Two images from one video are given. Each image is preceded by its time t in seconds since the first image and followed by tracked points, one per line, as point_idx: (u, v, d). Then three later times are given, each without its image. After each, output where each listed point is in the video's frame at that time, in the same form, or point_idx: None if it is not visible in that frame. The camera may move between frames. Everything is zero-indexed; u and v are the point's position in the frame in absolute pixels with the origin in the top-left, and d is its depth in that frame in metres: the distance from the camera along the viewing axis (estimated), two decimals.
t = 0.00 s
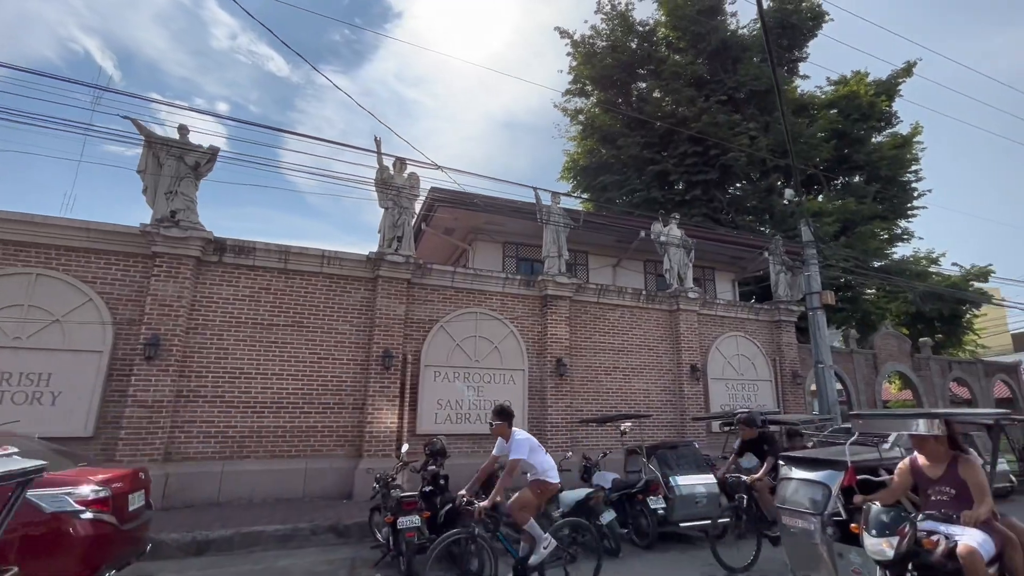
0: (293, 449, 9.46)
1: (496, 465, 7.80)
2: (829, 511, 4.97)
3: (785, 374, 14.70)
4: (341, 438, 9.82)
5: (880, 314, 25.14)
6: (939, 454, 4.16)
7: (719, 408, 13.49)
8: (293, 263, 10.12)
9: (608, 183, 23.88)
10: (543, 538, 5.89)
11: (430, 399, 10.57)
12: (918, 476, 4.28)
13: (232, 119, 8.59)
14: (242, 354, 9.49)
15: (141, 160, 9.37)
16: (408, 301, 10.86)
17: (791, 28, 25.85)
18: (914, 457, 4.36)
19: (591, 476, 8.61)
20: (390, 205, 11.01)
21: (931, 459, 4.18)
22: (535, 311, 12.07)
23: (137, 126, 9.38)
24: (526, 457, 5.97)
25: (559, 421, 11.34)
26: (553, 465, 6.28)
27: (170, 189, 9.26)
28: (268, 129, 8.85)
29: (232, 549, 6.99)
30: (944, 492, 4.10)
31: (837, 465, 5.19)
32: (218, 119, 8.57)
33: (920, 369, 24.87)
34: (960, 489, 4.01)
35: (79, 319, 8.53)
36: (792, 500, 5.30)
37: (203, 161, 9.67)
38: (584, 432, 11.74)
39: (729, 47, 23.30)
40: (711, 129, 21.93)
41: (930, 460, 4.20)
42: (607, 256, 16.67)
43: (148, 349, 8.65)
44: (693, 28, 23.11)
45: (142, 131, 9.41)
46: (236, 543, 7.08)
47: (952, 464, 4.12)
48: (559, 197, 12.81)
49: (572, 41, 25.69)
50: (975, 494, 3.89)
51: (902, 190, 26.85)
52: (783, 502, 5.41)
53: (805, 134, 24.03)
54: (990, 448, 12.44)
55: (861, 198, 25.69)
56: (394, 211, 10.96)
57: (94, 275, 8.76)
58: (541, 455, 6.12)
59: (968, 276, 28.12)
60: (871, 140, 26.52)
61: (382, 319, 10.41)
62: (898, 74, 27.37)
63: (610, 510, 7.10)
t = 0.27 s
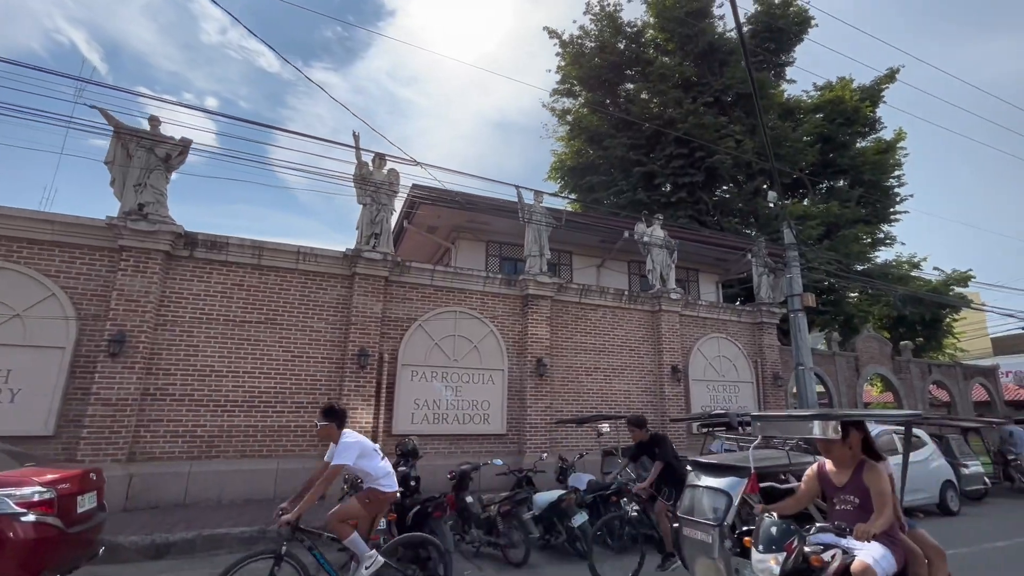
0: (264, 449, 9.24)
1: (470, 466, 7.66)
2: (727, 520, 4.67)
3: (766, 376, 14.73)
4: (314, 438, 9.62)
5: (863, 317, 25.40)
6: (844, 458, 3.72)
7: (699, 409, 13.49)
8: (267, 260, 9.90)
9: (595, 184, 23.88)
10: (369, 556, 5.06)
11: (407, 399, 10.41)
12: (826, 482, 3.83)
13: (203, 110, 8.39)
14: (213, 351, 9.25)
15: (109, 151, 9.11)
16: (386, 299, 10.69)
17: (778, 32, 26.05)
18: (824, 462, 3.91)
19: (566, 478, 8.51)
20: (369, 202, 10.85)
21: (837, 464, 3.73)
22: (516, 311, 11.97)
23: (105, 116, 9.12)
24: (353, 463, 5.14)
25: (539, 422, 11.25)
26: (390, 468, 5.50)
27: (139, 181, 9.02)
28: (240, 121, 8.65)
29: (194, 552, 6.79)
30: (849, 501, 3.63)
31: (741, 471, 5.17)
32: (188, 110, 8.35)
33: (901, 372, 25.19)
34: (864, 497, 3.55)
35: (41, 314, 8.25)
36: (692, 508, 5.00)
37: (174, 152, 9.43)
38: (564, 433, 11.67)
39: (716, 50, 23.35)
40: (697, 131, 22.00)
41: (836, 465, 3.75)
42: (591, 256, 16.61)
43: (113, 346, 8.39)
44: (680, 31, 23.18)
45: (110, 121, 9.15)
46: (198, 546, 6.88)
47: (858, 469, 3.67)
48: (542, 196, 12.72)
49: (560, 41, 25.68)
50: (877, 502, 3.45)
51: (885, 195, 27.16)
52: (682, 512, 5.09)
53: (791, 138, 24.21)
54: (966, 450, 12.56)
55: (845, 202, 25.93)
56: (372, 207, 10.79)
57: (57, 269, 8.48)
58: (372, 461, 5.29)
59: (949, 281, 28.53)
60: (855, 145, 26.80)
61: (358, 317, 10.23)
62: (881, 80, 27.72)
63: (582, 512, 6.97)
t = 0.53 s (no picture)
0: (243, 448, 9.09)
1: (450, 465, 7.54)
2: (614, 534, 4.75)
3: (755, 376, 14.68)
4: (295, 437, 9.48)
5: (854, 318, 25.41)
6: (743, 462, 3.46)
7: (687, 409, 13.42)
8: (248, 256, 9.74)
9: (588, 183, 23.81)
10: None
11: (390, 398, 10.28)
12: (725, 490, 3.55)
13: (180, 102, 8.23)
14: (191, 349, 9.09)
15: (85, 143, 8.95)
16: (369, 296, 10.56)
17: (772, 32, 26.05)
18: (725, 469, 3.65)
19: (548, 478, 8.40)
20: (353, 198, 10.71)
21: (735, 468, 3.46)
22: (502, 309, 11.85)
23: (82, 108, 8.95)
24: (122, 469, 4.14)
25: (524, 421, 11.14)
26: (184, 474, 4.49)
27: (116, 174, 8.86)
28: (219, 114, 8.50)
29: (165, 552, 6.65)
30: (744, 512, 3.33)
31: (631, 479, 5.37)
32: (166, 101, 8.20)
33: (892, 373, 25.23)
34: (758, 505, 3.28)
35: (13, 309, 8.08)
36: (584, 517, 5.04)
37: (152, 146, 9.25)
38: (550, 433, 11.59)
39: (710, 49, 23.26)
40: (689, 131, 21.95)
41: (735, 469, 3.48)
42: (582, 255, 16.51)
43: (86, 343, 8.22)
44: (674, 30, 23.11)
45: (87, 113, 8.98)
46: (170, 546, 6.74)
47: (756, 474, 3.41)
48: (530, 194, 12.59)
49: (554, 40, 25.61)
50: (770, 510, 3.18)
51: (877, 196, 27.20)
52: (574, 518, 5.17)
53: (784, 138, 24.19)
54: (953, 450, 12.55)
55: (838, 202, 25.96)
56: (357, 203, 10.66)
57: (31, 263, 8.31)
58: (144, 469, 4.21)
59: (940, 282, 28.61)
60: (848, 146, 26.84)
61: (341, 315, 10.10)
62: (874, 82, 27.79)
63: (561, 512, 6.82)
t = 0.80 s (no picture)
0: (228, 447, 8.98)
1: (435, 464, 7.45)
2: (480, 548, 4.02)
3: (749, 374, 14.59)
4: (281, 435, 9.37)
5: (851, 316, 25.36)
6: (622, 465, 3.08)
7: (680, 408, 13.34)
8: (234, 252, 9.63)
9: (583, 181, 23.71)
10: None
11: (379, 396, 10.19)
12: (605, 497, 3.19)
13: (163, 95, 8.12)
14: (175, 346, 8.98)
15: (67, 138, 8.82)
16: (358, 293, 10.46)
17: (769, 30, 25.97)
18: (606, 473, 3.29)
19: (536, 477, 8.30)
20: (342, 193, 10.60)
21: (615, 473, 3.09)
22: (493, 307, 11.75)
23: (64, 101, 8.82)
24: None
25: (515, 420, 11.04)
26: None
27: (99, 169, 8.75)
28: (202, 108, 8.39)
29: (144, 552, 6.54)
30: (620, 523, 3.03)
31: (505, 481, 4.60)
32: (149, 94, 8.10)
33: (888, 371, 25.18)
34: (632, 515, 2.94)
35: None
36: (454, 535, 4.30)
37: (136, 140, 9.13)
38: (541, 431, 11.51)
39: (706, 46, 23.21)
40: (685, 128, 21.86)
41: (614, 472, 3.12)
42: (576, 252, 16.40)
43: (68, 340, 8.12)
44: (670, 27, 22.99)
45: (69, 107, 8.86)
46: (150, 546, 6.63)
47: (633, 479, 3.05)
48: (522, 190, 12.49)
49: (550, 37, 25.52)
50: (639, 520, 2.84)
51: (874, 194, 27.12)
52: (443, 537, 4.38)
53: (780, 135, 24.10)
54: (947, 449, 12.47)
55: (835, 200, 25.88)
56: (345, 199, 10.55)
57: (13, 259, 8.21)
58: None
59: (937, 281, 28.52)
60: (845, 144, 26.78)
61: (329, 312, 10.00)
62: (871, 80, 27.77)
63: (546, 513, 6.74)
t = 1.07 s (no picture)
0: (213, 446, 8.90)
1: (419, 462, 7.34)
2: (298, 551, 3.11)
3: (744, 372, 14.45)
4: (267, 434, 9.28)
5: (850, 313, 25.19)
6: (455, 465, 2.74)
7: (674, 406, 13.21)
8: (219, 248, 9.51)
9: (580, 178, 23.56)
10: None
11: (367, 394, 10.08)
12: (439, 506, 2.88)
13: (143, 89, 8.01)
14: (159, 344, 8.88)
15: (48, 133, 8.71)
16: (345, 290, 10.34)
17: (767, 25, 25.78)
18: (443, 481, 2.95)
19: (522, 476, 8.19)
20: (329, 189, 10.47)
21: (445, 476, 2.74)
22: (484, 304, 11.63)
23: (44, 96, 8.70)
24: None
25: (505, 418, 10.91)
26: None
27: (79, 164, 8.63)
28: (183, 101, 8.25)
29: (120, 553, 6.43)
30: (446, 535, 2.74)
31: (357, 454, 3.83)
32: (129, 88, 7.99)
33: (888, 368, 25.01)
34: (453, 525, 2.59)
35: None
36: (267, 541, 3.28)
37: (118, 136, 9.01)
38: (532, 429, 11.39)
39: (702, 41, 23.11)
40: (681, 124, 21.69)
41: (447, 477, 2.76)
42: (570, 249, 16.26)
43: (48, 338, 8.02)
44: (666, 22, 22.81)
45: (49, 102, 8.74)
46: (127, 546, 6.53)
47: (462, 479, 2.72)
48: (513, 186, 12.35)
49: (546, 33, 25.39)
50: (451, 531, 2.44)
51: (874, 190, 26.90)
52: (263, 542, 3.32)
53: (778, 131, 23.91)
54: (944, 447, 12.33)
55: (834, 196, 25.70)
56: (333, 195, 10.42)
57: None
58: None
59: (938, 277, 28.29)
60: (844, 140, 26.58)
61: (316, 309, 9.88)
62: (870, 75, 27.59)
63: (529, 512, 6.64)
